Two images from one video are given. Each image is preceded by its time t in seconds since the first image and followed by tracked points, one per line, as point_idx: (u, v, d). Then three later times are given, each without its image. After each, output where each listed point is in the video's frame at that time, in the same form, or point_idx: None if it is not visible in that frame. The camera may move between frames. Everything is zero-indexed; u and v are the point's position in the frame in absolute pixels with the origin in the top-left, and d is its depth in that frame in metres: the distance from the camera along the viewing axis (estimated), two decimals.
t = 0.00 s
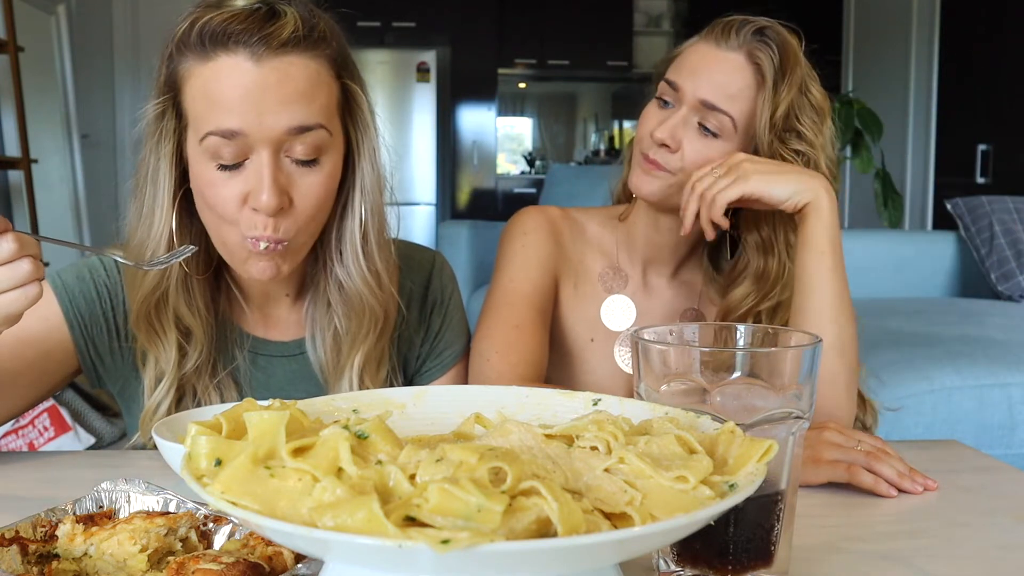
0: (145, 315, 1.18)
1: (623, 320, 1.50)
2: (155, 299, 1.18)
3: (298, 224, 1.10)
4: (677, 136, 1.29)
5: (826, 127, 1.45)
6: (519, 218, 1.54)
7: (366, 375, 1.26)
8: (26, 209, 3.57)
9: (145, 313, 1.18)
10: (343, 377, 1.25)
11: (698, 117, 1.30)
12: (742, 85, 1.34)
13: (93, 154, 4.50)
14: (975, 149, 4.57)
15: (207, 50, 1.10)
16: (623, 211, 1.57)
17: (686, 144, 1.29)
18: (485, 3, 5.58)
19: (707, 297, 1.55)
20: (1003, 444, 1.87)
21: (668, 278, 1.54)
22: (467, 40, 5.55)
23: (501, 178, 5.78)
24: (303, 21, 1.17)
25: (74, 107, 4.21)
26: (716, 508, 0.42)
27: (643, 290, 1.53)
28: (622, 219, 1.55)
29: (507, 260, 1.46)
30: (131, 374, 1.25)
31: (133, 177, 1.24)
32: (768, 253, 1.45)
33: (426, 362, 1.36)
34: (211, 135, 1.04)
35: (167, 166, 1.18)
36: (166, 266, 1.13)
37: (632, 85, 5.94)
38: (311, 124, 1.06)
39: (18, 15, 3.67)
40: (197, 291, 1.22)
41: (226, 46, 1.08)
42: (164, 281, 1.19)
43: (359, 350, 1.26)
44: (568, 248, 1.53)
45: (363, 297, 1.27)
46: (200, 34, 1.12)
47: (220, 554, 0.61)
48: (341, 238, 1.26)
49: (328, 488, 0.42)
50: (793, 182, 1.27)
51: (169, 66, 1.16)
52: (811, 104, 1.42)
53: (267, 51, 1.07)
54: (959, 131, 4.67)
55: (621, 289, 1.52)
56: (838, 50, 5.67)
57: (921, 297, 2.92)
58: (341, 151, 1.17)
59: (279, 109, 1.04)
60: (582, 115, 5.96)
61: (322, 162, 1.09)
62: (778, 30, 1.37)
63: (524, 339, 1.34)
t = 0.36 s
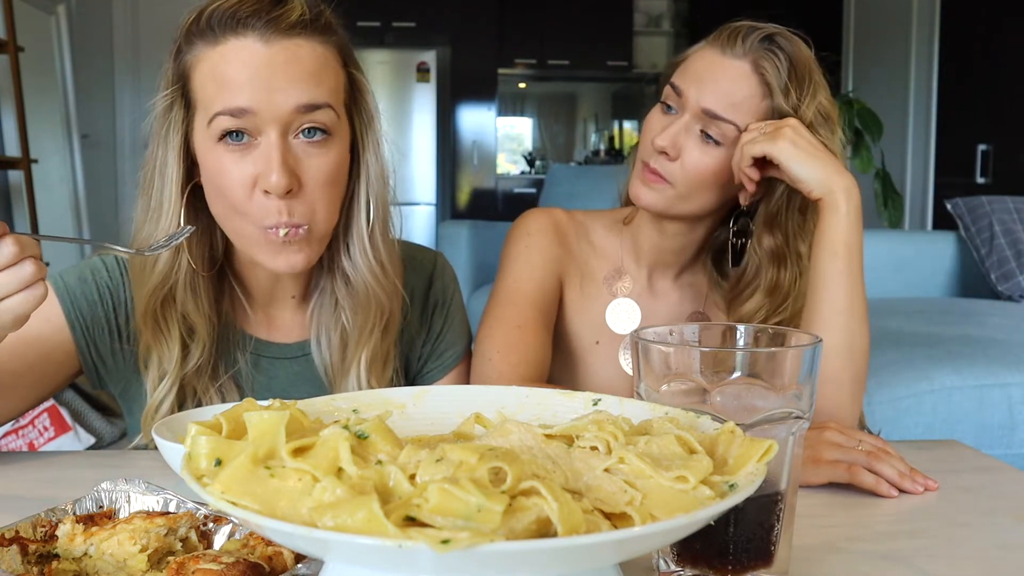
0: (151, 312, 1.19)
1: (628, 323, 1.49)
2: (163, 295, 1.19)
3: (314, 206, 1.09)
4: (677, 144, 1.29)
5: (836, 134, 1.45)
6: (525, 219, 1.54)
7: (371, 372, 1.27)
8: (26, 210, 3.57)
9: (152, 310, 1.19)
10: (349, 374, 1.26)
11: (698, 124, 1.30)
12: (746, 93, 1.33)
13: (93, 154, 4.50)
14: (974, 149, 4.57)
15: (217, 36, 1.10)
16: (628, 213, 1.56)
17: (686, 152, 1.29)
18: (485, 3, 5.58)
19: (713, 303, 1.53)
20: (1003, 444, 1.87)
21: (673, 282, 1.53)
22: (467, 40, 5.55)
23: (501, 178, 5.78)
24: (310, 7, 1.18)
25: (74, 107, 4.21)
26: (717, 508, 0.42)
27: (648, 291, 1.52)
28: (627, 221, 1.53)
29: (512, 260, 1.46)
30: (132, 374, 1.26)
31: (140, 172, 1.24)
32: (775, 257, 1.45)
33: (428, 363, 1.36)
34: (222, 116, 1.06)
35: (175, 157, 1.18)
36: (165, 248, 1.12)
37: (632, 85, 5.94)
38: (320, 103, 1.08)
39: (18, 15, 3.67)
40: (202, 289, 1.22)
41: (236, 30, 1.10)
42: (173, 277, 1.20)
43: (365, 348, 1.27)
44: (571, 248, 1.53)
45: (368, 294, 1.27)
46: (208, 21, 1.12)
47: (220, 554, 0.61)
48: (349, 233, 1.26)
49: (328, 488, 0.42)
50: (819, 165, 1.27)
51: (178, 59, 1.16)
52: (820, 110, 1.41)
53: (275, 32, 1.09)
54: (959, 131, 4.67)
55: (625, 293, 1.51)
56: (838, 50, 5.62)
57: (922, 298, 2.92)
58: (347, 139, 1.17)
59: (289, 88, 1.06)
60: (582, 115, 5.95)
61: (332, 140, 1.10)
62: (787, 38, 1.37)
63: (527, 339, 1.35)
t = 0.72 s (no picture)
0: (154, 306, 1.19)
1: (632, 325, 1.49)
2: (165, 290, 1.19)
3: (320, 197, 1.09)
4: (674, 145, 1.29)
5: (834, 126, 1.44)
6: (529, 221, 1.54)
7: (375, 371, 1.27)
8: (26, 211, 3.57)
9: (155, 304, 1.19)
10: (353, 373, 1.26)
11: (694, 124, 1.30)
12: (740, 90, 1.32)
13: (93, 154, 4.49)
14: (975, 149, 4.57)
15: (223, 30, 1.10)
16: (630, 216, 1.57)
17: (684, 152, 1.29)
18: (485, 3, 5.58)
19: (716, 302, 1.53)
20: (1004, 444, 1.87)
21: (676, 282, 1.53)
22: (467, 40, 5.55)
23: (501, 178, 5.77)
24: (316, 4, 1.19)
25: (74, 107, 4.21)
26: (717, 508, 0.42)
27: (653, 295, 1.52)
28: (628, 225, 1.54)
29: (516, 262, 1.46)
30: (134, 374, 1.26)
31: (144, 168, 1.24)
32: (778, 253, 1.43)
33: (429, 362, 1.36)
34: (226, 110, 1.06)
35: (180, 152, 1.18)
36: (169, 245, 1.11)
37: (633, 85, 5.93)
38: (323, 96, 1.09)
39: (18, 14, 3.67)
40: (205, 286, 1.22)
41: (241, 24, 1.10)
42: (175, 272, 1.20)
43: (368, 346, 1.27)
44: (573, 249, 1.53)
45: (372, 293, 1.28)
46: (215, 15, 1.12)
47: (220, 554, 0.61)
48: (355, 231, 1.27)
49: (328, 488, 0.42)
50: (807, 161, 1.28)
51: (184, 55, 1.16)
52: (815, 103, 1.41)
53: (281, 28, 1.09)
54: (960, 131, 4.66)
55: (628, 297, 1.51)
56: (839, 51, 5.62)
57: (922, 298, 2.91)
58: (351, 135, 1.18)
59: (294, 81, 1.06)
60: (581, 115, 5.94)
61: (337, 134, 1.10)
62: (777, 33, 1.36)
63: (529, 340, 1.35)
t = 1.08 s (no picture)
0: (153, 305, 1.19)
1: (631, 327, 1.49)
2: (164, 288, 1.20)
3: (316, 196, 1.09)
4: (672, 148, 1.29)
5: (830, 122, 1.44)
6: (530, 222, 1.54)
7: (374, 371, 1.27)
8: (26, 211, 3.57)
9: (154, 303, 1.19)
10: (352, 372, 1.26)
11: (691, 126, 1.30)
12: (734, 90, 1.32)
13: (93, 154, 4.49)
14: (974, 149, 4.57)
15: (219, 28, 1.10)
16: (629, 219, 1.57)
17: (682, 154, 1.29)
18: (485, 3, 5.58)
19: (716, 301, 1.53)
20: (1004, 444, 1.87)
21: (677, 284, 1.53)
22: (467, 40, 5.55)
23: (501, 178, 5.77)
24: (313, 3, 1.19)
25: (74, 107, 4.21)
26: (717, 508, 0.42)
27: (653, 296, 1.52)
28: (628, 228, 1.54)
29: (515, 264, 1.46)
30: (133, 374, 1.26)
31: (143, 166, 1.24)
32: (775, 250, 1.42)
33: (429, 362, 1.36)
34: (223, 109, 1.06)
35: (178, 150, 1.18)
36: (167, 246, 1.11)
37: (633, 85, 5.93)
38: (319, 94, 1.09)
39: (18, 15, 3.67)
40: (204, 285, 1.22)
41: (238, 22, 1.10)
42: (174, 271, 1.20)
43: (367, 345, 1.27)
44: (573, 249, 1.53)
45: (371, 292, 1.27)
46: (213, 14, 1.12)
47: (220, 554, 0.61)
48: (352, 231, 1.27)
49: (328, 488, 0.42)
50: (798, 161, 1.27)
51: (182, 54, 1.16)
52: (810, 100, 1.41)
53: (277, 25, 1.09)
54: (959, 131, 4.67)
55: (627, 300, 1.51)
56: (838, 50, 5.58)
57: (922, 298, 2.92)
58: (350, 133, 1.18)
59: (291, 80, 1.06)
60: (581, 115, 5.95)
61: (333, 133, 1.10)
62: (771, 31, 1.36)
63: (530, 340, 1.35)
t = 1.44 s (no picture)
0: (154, 305, 1.19)
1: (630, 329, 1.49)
2: (164, 289, 1.20)
3: (315, 198, 1.09)
4: (668, 151, 1.29)
5: (826, 122, 1.44)
6: (530, 224, 1.54)
7: (374, 371, 1.27)
8: (26, 211, 3.57)
9: (154, 303, 1.19)
10: (352, 372, 1.26)
11: (687, 127, 1.29)
12: (732, 91, 1.32)
13: (92, 154, 4.49)
14: (975, 149, 4.57)
15: (219, 29, 1.10)
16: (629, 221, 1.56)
17: (678, 157, 1.29)
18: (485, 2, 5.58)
19: (715, 301, 1.53)
20: (1004, 444, 1.87)
21: (678, 285, 1.53)
22: (467, 40, 5.55)
23: (501, 178, 5.77)
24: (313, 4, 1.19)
25: (74, 107, 4.20)
26: (717, 508, 0.42)
27: (653, 297, 1.52)
28: (627, 230, 1.54)
29: (516, 266, 1.46)
30: (133, 375, 1.26)
31: (143, 166, 1.25)
32: (772, 251, 1.42)
33: (428, 362, 1.36)
34: (223, 111, 1.06)
35: (178, 150, 1.18)
36: (167, 247, 1.11)
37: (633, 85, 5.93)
38: (319, 95, 1.09)
39: (18, 15, 3.67)
40: (205, 285, 1.23)
41: (238, 23, 1.10)
42: (174, 271, 1.20)
43: (367, 345, 1.27)
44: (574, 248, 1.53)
45: (371, 292, 1.27)
46: (212, 14, 1.12)
47: (220, 554, 0.61)
48: (351, 231, 1.27)
49: (328, 488, 0.42)
50: (795, 162, 1.27)
51: (182, 54, 1.16)
52: (806, 99, 1.41)
53: (277, 26, 1.09)
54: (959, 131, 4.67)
55: (628, 302, 1.51)
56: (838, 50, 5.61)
57: (922, 297, 2.92)
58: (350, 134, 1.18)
59: (290, 79, 1.06)
60: (581, 115, 5.95)
61: (333, 133, 1.10)
62: (765, 31, 1.36)
63: (530, 341, 1.35)
